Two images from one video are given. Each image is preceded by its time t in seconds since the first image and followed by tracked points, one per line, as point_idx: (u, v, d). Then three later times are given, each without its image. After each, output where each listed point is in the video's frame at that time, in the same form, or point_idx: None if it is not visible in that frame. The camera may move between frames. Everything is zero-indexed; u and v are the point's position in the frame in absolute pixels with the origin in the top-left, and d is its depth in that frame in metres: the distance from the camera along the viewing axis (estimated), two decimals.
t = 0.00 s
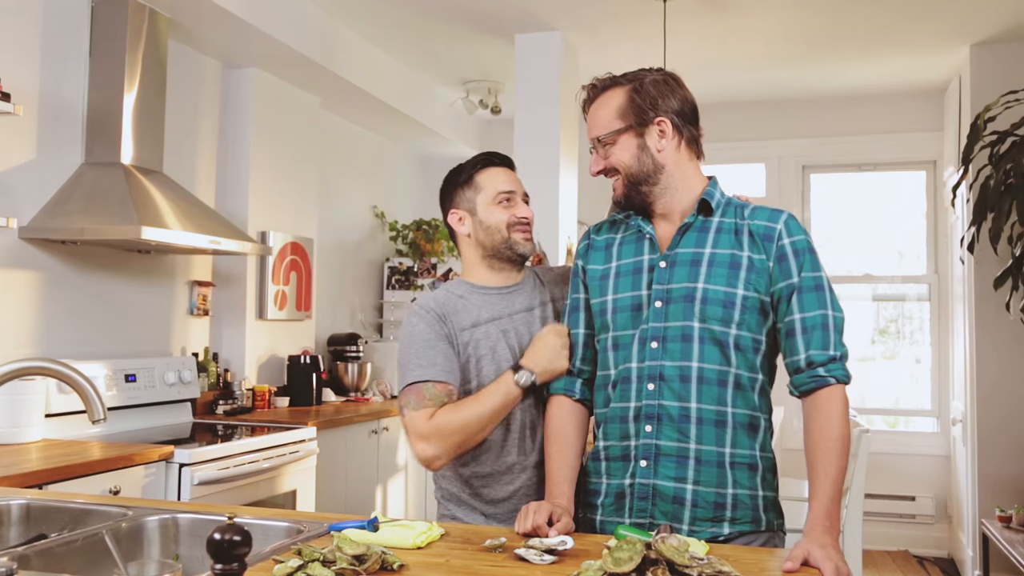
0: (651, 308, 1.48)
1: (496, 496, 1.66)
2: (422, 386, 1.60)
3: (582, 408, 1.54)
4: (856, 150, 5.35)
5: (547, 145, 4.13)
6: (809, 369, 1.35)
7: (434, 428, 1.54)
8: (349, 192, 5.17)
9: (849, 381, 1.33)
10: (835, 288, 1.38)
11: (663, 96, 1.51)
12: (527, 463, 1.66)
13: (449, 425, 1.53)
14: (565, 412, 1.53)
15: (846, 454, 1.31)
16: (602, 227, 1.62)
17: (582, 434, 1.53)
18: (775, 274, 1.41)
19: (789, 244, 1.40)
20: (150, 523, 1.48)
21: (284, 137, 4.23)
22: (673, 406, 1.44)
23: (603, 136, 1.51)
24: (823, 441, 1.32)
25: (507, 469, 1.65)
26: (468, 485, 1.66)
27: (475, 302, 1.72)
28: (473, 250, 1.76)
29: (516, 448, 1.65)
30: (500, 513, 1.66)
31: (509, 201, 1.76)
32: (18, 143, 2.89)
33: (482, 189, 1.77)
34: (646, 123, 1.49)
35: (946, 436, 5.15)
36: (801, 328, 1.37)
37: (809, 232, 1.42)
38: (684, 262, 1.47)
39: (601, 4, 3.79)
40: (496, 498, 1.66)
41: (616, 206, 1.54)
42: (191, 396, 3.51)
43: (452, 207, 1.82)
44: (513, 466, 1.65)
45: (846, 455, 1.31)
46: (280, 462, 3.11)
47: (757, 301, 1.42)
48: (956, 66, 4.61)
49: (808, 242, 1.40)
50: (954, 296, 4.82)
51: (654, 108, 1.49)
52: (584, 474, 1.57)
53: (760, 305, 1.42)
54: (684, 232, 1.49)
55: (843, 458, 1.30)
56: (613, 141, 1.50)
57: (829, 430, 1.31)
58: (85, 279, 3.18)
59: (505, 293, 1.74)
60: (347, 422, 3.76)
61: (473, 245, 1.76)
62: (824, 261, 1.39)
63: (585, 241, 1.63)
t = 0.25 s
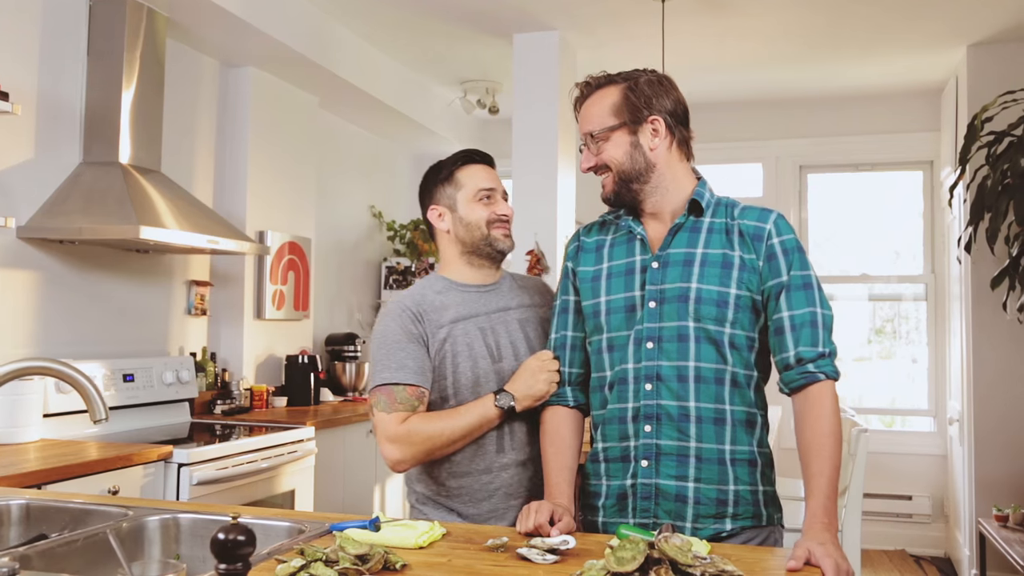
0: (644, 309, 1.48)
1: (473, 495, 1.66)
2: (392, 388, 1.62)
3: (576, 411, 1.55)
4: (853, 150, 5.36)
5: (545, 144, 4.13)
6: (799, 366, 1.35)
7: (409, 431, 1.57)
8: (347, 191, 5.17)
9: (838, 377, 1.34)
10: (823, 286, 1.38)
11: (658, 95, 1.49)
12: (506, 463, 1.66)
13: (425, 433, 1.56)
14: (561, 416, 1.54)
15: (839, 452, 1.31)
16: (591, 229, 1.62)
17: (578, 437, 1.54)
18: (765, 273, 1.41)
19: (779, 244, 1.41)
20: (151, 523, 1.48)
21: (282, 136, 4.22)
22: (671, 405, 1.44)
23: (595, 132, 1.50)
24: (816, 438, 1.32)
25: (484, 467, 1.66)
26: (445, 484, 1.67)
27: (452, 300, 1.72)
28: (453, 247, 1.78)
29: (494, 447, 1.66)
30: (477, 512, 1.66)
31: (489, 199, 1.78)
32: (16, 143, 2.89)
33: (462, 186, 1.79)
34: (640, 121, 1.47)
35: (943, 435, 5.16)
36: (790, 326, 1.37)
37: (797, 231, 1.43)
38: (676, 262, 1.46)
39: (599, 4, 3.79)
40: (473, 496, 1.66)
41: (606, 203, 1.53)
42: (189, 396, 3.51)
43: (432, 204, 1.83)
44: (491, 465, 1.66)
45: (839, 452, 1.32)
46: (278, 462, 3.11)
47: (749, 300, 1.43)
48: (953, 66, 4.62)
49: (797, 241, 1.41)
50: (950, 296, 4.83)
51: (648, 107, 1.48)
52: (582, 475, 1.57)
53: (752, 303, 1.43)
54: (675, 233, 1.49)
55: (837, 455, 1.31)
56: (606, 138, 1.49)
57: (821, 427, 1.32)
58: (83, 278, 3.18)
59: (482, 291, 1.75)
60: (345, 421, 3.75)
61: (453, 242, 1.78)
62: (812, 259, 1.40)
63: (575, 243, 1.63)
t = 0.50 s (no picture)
0: (642, 311, 1.47)
1: (441, 494, 1.65)
2: (368, 383, 1.61)
3: (569, 412, 1.53)
4: (850, 150, 5.37)
5: (543, 144, 4.13)
6: (791, 363, 1.35)
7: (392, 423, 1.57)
8: (345, 191, 5.16)
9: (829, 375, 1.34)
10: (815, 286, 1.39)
11: (654, 100, 1.45)
12: (475, 461, 1.67)
13: (408, 424, 1.57)
14: (554, 418, 1.52)
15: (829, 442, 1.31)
16: (583, 231, 1.60)
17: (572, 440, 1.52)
18: (760, 274, 1.42)
19: (772, 245, 1.41)
20: (152, 523, 1.48)
21: (280, 136, 4.22)
22: (672, 406, 1.43)
23: (609, 155, 1.41)
24: (807, 431, 1.32)
25: (453, 466, 1.65)
26: (412, 483, 1.66)
27: (423, 297, 1.71)
28: (421, 246, 1.76)
29: (463, 444, 1.66)
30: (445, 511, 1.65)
31: (459, 198, 1.77)
32: (14, 142, 2.88)
33: (431, 185, 1.77)
34: (651, 134, 1.42)
35: (939, 434, 5.17)
36: (783, 324, 1.37)
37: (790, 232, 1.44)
38: (673, 264, 1.46)
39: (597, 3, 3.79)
40: (441, 495, 1.65)
41: (622, 220, 1.47)
42: (186, 396, 3.51)
43: (399, 202, 1.80)
44: (460, 463, 1.66)
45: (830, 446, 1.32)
46: (276, 462, 3.11)
47: (746, 300, 1.43)
48: (949, 66, 4.63)
49: (790, 242, 1.42)
50: (947, 296, 4.85)
51: (655, 116, 1.43)
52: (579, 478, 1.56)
53: (749, 304, 1.43)
54: (671, 236, 1.48)
55: (827, 447, 1.31)
56: (622, 158, 1.41)
57: (812, 423, 1.32)
58: (81, 278, 3.17)
59: (451, 289, 1.74)
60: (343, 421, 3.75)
61: (421, 241, 1.76)
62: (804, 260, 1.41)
63: (565, 244, 1.61)
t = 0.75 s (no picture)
0: (640, 317, 1.46)
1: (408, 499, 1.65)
2: (331, 393, 1.57)
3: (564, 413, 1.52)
4: (847, 150, 5.38)
5: (541, 144, 4.13)
6: (787, 365, 1.36)
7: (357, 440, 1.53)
8: (342, 190, 5.16)
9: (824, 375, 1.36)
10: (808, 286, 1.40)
11: (654, 100, 1.45)
12: (441, 465, 1.66)
13: (374, 441, 1.54)
14: (551, 419, 1.50)
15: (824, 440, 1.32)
16: (573, 228, 1.59)
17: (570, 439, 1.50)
18: (755, 277, 1.43)
19: (767, 247, 1.42)
20: (152, 523, 1.48)
21: (278, 136, 4.22)
22: (674, 412, 1.43)
23: (620, 156, 1.39)
24: (802, 432, 1.32)
25: (420, 469, 1.65)
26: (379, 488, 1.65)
27: (388, 301, 1.71)
28: (386, 250, 1.75)
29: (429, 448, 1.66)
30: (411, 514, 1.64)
31: (426, 204, 1.76)
32: (11, 141, 2.88)
33: (399, 188, 1.76)
34: (657, 133, 1.43)
35: (936, 434, 5.18)
36: (778, 327, 1.38)
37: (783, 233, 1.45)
38: (669, 269, 1.45)
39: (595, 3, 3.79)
40: (408, 499, 1.64)
41: (624, 223, 1.45)
42: (184, 395, 3.50)
43: (368, 204, 1.80)
44: (427, 467, 1.65)
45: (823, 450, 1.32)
46: (274, 462, 3.10)
47: (743, 304, 1.44)
48: (946, 66, 4.64)
49: (783, 243, 1.43)
50: (944, 295, 4.86)
51: (657, 115, 1.44)
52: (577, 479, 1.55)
53: (745, 307, 1.44)
54: (666, 240, 1.47)
55: (821, 446, 1.31)
56: (631, 158, 1.40)
57: (806, 424, 1.32)
58: (78, 278, 3.16)
59: (417, 294, 1.74)
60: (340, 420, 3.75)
61: (386, 245, 1.75)
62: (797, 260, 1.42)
63: (554, 244, 1.59)
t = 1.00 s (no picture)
0: (637, 314, 1.47)
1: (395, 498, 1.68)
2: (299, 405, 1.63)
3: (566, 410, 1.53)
4: (844, 150, 5.39)
5: (539, 144, 4.13)
6: (793, 368, 1.36)
7: (310, 468, 1.61)
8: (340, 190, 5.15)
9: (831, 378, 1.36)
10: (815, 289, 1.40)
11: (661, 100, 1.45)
12: (428, 466, 1.69)
13: (323, 478, 1.60)
14: (553, 415, 1.51)
15: (827, 442, 1.33)
16: (579, 226, 1.59)
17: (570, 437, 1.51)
18: (758, 279, 1.43)
19: (771, 249, 1.42)
20: (153, 522, 1.48)
21: (276, 135, 4.21)
22: (664, 410, 1.44)
23: (625, 157, 1.39)
24: (805, 433, 1.33)
25: (406, 470, 1.67)
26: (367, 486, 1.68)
27: (374, 304, 1.72)
28: (376, 252, 1.75)
29: (416, 450, 1.69)
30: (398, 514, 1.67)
31: (416, 206, 1.76)
32: (9, 140, 2.87)
33: (389, 190, 1.76)
34: (662, 133, 1.43)
35: (933, 433, 5.19)
36: (784, 330, 1.38)
37: (787, 236, 1.44)
38: (669, 268, 1.46)
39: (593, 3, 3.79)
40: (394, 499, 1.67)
41: (629, 224, 1.45)
42: (182, 395, 3.50)
43: (356, 205, 1.79)
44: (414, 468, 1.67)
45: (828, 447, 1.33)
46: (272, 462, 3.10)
47: (741, 306, 1.43)
48: (942, 66, 4.65)
49: (787, 245, 1.42)
50: (941, 295, 4.87)
51: (663, 116, 1.44)
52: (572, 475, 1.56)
53: (744, 309, 1.44)
54: (668, 239, 1.48)
55: (824, 448, 1.32)
56: (636, 159, 1.40)
57: (810, 422, 1.33)
58: (76, 277, 3.16)
59: (405, 297, 1.75)
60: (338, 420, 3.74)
61: (376, 247, 1.75)
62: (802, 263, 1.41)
63: (561, 242, 1.60)
